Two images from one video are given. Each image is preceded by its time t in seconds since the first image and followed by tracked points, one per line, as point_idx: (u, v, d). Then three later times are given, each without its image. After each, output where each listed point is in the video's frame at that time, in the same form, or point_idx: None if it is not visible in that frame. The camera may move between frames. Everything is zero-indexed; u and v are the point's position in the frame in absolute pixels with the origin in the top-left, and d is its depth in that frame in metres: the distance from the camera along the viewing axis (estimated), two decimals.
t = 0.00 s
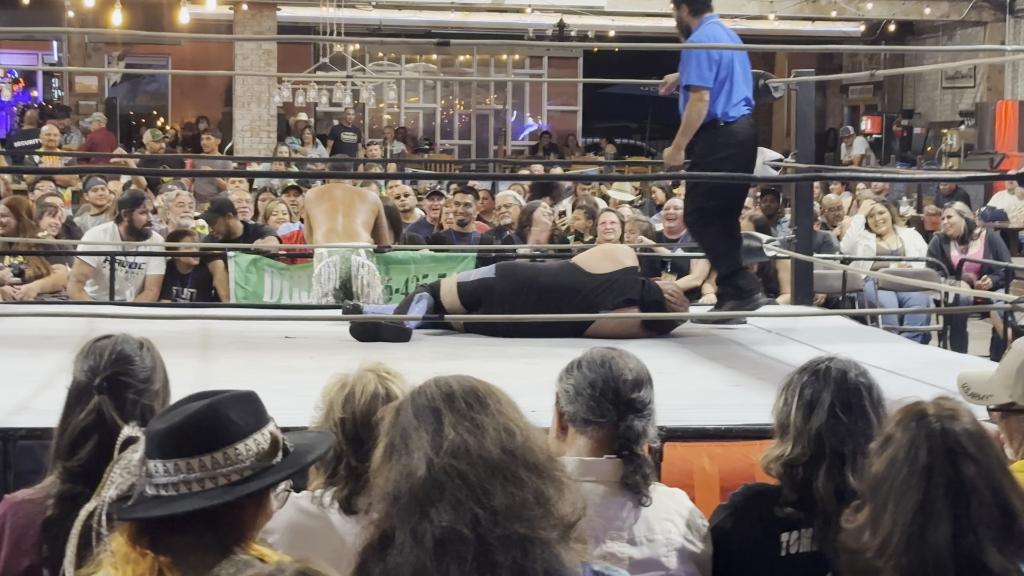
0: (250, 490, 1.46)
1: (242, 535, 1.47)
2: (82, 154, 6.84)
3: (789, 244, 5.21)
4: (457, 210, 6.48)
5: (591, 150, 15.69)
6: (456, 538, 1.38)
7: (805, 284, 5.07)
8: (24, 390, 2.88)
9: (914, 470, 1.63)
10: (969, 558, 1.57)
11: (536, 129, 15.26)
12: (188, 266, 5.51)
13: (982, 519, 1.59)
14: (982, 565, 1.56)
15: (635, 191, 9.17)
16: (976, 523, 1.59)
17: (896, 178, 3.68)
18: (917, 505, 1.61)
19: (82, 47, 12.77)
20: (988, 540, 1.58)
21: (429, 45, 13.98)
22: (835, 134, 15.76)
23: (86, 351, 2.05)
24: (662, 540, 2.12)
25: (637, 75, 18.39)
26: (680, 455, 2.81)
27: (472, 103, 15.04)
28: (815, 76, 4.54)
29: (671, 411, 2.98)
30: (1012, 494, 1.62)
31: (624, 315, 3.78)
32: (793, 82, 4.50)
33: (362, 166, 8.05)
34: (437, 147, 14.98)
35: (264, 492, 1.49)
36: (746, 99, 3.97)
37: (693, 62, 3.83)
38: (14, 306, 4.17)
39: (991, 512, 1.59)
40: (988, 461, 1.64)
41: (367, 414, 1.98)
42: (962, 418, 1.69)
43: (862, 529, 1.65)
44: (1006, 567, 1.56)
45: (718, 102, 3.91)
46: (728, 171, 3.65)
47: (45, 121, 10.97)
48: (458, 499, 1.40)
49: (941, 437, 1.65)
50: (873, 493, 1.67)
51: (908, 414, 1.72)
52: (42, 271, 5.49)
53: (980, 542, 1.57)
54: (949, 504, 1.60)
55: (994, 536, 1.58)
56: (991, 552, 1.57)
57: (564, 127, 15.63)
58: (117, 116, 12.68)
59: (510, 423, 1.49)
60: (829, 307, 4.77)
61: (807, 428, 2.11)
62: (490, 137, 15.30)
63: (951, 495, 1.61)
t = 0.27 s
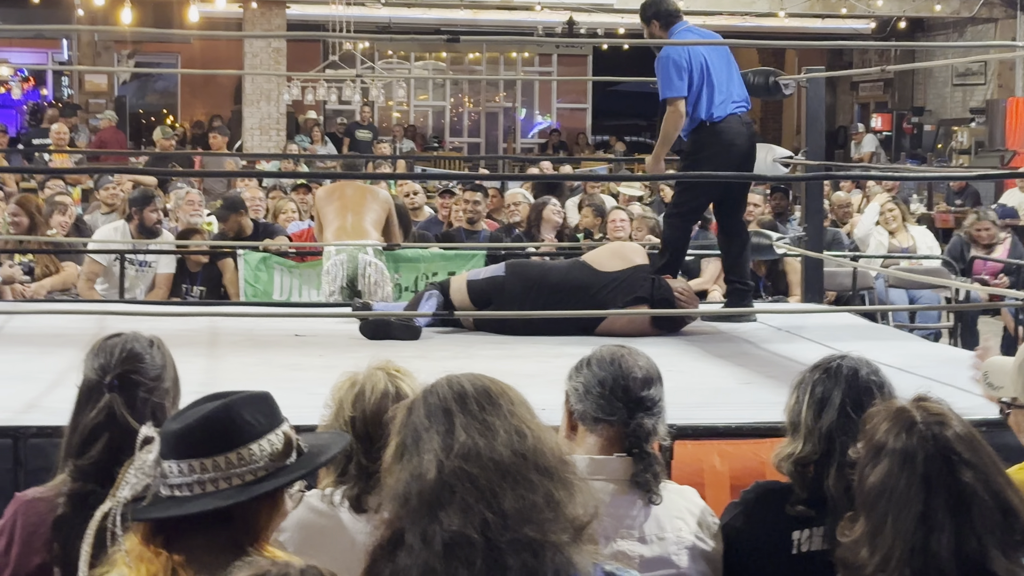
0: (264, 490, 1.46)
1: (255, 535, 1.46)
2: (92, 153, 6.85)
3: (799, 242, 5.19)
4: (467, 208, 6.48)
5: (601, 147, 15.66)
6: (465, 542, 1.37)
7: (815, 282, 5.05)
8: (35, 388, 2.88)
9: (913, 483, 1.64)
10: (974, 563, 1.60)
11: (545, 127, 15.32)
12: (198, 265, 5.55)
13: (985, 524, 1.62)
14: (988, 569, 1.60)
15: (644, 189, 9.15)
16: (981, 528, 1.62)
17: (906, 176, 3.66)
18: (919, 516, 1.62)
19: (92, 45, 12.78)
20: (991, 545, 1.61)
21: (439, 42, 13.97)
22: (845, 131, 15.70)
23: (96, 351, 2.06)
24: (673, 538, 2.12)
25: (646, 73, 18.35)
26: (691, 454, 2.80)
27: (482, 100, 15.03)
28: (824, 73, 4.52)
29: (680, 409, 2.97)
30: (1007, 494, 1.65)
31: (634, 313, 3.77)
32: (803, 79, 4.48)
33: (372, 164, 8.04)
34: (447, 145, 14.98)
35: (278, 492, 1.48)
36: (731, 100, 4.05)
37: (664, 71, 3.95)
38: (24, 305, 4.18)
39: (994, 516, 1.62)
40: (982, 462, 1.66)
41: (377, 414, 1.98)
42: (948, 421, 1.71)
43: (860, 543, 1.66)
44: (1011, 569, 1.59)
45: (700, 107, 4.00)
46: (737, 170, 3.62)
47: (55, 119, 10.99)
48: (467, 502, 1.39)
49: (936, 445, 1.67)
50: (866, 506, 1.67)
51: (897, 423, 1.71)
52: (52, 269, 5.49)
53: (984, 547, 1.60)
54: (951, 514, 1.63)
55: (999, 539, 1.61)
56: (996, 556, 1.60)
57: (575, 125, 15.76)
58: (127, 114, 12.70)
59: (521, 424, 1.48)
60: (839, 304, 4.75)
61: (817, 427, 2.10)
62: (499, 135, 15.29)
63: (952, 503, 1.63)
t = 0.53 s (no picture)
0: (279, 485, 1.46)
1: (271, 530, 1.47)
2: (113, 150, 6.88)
3: (819, 238, 5.16)
4: (486, 204, 6.48)
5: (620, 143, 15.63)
6: (481, 539, 1.37)
7: (835, 278, 5.03)
8: (55, 384, 2.90)
9: (931, 484, 1.63)
10: (995, 565, 1.59)
11: (564, 123, 15.23)
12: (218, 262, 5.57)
13: (1005, 525, 1.61)
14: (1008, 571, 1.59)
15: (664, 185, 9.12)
16: (1001, 530, 1.60)
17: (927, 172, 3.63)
18: (935, 520, 1.61)
19: (113, 42, 12.84)
20: (1011, 546, 1.59)
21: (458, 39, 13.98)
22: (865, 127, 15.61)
23: (116, 346, 2.07)
24: (692, 534, 2.11)
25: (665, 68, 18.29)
26: (710, 449, 2.79)
27: (501, 97, 15.03)
28: (845, 69, 4.48)
29: (700, 405, 2.96)
30: None
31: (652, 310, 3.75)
32: (823, 75, 4.44)
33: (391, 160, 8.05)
34: (466, 141, 14.99)
35: (294, 488, 1.49)
36: (709, 97, 4.04)
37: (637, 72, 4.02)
38: (46, 301, 4.21)
39: (1014, 518, 1.61)
40: (999, 465, 1.66)
41: (397, 409, 1.98)
42: (963, 421, 1.70)
43: (875, 545, 1.65)
44: None
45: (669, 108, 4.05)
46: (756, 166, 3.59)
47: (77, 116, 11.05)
48: (484, 499, 1.39)
49: (953, 446, 1.66)
50: (880, 508, 1.66)
51: (911, 424, 1.70)
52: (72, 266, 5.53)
53: (1003, 549, 1.59)
54: (970, 517, 1.62)
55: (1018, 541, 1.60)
56: (1016, 558, 1.59)
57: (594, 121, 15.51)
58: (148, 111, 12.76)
59: (538, 420, 1.48)
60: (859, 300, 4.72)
61: (836, 422, 2.09)
62: (519, 131, 15.28)
63: (971, 507, 1.62)
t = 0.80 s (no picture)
0: (286, 481, 1.47)
1: (276, 525, 1.47)
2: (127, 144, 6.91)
3: (832, 231, 5.14)
4: (500, 198, 6.48)
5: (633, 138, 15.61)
6: (485, 531, 1.37)
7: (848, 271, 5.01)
8: (69, 378, 2.92)
9: (952, 483, 1.63)
10: (1014, 563, 1.58)
11: (578, 118, 15.17)
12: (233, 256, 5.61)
13: None
14: None
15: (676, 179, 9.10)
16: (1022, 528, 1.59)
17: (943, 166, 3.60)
18: (956, 518, 1.61)
19: (127, 36, 12.90)
20: None
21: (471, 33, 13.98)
22: (880, 121, 15.54)
23: (129, 340, 2.08)
24: (706, 529, 2.10)
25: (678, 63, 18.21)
26: (724, 444, 2.79)
27: (515, 91, 15.03)
28: (860, 62, 4.46)
29: (711, 399, 2.96)
30: None
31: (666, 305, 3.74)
32: (837, 69, 4.42)
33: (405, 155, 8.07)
34: (480, 135, 15.00)
35: (302, 482, 1.50)
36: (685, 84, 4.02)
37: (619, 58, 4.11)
38: (61, 296, 4.23)
39: None
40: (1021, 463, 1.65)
41: (409, 404, 1.98)
42: (984, 418, 1.70)
43: (893, 541, 1.65)
44: None
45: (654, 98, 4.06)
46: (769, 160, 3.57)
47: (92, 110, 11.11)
48: (488, 491, 1.39)
49: (974, 441, 1.66)
50: (899, 503, 1.66)
51: (930, 420, 1.69)
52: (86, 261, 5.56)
53: None
54: (993, 514, 1.61)
55: None
56: None
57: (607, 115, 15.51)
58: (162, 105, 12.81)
59: (542, 414, 1.48)
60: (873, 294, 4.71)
61: (848, 416, 2.09)
62: (532, 125, 15.26)
63: (994, 504, 1.61)
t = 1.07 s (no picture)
0: (291, 473, 1.48)
1: (280, 517, 1.48)
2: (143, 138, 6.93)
3: (847, 226, 5.12)
4: (514, 192, 6.48)
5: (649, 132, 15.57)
6: (484, 523, 1.37)
7: (863, 266, 4.99)
8: (84, 371, 2.94)
9: (968, 479, 1.62)
10: None
11: (594, 112, 15.13)
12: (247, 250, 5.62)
13: None
14: None
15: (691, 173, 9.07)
16: None
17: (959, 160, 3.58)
18: (971, 515, 1.60)
19: (143, 30, 12.95)
20: None
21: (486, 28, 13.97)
22: (896, 115, 15.45)
23: (145, 331, 2.09)
24: (717, 523, 2.09)
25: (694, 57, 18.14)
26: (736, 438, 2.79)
27: (530, 85, 15.01)
28: (875, 56, 4.43)
29: (723, 393, 2.95)
30: None
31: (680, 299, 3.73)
32: (853, 63, 4.40)
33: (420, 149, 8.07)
34: (495, 130, 14.99)
35: (307, 475, 1.51)
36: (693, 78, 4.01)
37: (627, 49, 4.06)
38: (76, 289, 4.26)
39: None
40: None
41: (421, 398, 1.98)
42: (1004, 414, 1.68)
43: (909, 534, 1.64)
44: None
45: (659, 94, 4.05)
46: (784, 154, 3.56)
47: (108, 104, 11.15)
48: (489, 483, 1.39)
49: (991, 438, 1.64)
50: (915, 494, 1.65)
51: (949, 414, 1.68)
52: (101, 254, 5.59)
53: None
54: (1008, 512, 1.60)
55: None
56: None
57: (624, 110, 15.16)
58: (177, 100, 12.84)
59: (546, 408, 1.48)
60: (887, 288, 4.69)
61: (859, 411, 2.08)
62: (547, 120, 15.24)
63: (1009, 501, 1.61)
